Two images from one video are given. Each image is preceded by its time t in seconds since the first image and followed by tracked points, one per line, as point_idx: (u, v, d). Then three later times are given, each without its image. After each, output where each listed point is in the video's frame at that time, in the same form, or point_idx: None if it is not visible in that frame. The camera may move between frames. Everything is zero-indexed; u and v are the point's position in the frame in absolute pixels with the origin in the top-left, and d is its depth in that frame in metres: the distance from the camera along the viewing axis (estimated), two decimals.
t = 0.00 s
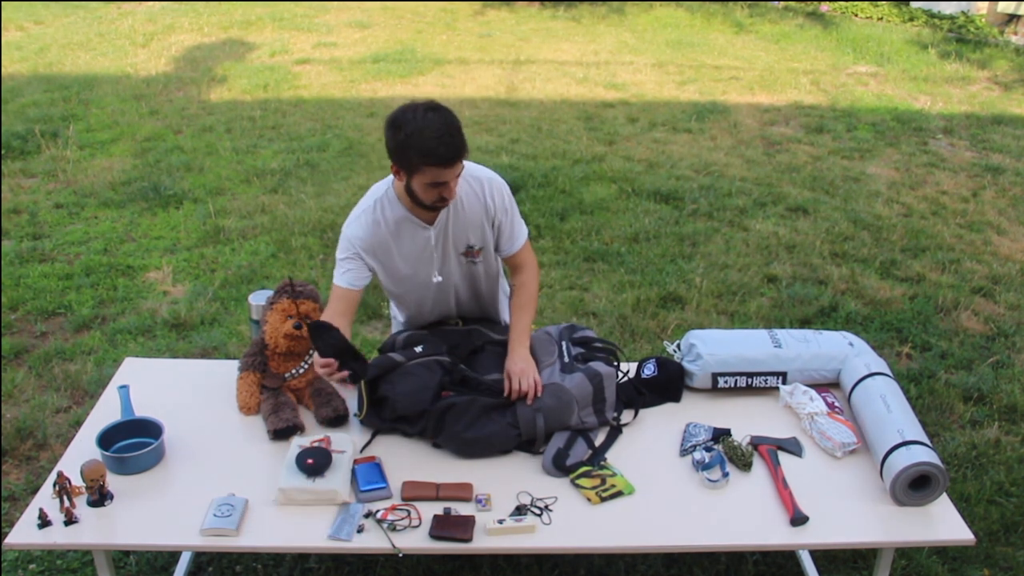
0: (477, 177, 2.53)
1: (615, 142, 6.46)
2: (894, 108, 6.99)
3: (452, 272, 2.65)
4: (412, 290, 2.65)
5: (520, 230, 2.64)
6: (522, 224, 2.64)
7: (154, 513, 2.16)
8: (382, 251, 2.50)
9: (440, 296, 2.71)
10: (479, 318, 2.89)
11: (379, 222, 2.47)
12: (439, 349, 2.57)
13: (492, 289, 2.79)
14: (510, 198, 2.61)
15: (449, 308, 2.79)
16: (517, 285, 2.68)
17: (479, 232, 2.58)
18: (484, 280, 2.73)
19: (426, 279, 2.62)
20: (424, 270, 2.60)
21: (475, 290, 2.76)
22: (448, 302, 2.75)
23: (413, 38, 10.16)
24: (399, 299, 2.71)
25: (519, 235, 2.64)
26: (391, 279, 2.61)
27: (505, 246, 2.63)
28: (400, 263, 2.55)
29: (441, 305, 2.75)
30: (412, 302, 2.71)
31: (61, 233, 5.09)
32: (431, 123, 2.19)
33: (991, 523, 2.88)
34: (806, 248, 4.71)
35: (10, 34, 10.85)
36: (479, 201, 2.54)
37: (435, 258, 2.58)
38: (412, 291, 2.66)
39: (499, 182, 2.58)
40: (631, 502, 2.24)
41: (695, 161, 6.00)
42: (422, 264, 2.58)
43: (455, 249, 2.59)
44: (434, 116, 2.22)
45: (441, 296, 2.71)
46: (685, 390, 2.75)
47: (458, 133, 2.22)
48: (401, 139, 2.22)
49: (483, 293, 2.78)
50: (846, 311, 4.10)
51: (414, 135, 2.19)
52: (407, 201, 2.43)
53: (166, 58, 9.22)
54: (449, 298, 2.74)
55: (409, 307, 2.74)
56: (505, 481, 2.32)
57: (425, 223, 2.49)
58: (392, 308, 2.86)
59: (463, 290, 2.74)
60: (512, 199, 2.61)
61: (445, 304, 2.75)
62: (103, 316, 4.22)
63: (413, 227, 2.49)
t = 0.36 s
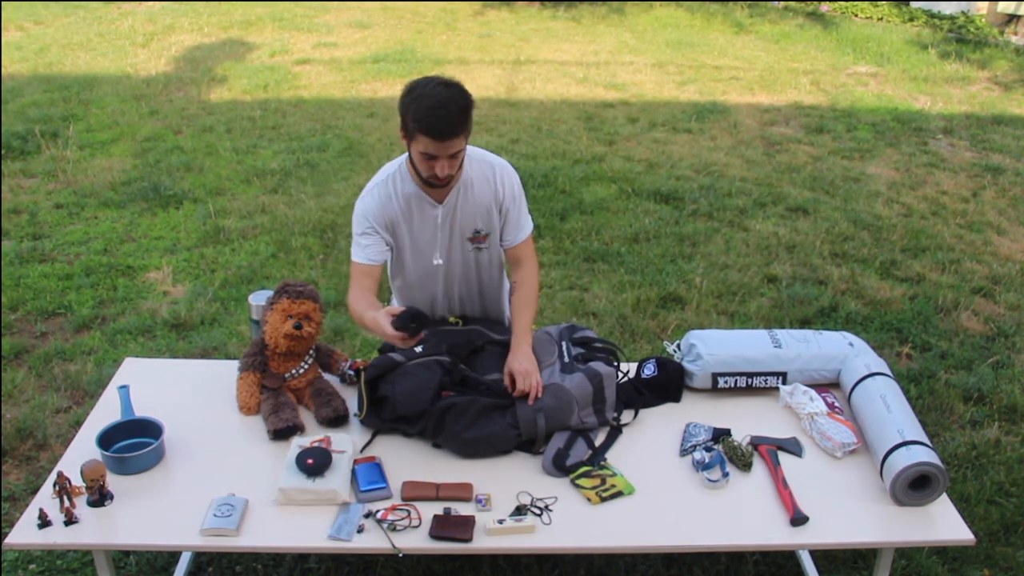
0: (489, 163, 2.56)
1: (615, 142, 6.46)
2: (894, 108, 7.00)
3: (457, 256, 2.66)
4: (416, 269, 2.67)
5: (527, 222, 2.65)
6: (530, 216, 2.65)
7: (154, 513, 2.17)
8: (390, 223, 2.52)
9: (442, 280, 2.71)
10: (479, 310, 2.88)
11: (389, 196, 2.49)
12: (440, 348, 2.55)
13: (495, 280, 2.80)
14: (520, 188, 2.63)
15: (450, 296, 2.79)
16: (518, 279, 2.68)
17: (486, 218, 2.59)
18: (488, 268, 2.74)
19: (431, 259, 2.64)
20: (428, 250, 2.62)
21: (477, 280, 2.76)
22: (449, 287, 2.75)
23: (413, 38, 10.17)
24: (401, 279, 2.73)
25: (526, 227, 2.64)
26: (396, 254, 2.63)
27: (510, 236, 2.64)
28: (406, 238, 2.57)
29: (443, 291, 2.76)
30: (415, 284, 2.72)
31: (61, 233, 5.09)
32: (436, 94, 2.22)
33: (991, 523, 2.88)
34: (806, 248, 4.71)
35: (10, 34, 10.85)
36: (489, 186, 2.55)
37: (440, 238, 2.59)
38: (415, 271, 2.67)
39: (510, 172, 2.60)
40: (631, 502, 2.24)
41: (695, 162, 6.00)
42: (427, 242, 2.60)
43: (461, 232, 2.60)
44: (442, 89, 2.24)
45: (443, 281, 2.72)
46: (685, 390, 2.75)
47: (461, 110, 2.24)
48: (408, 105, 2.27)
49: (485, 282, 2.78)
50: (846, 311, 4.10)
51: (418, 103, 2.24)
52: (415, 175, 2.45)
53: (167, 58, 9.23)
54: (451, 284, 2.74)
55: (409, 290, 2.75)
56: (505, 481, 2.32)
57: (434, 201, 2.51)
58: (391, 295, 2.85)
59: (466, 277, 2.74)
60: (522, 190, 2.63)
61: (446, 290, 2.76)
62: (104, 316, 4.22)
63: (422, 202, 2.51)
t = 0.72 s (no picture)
0: (496, 161, 2.57)
1: (615, 142, 6.46)
2: (894, 108, 7.00)
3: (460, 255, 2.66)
4: (419, 266, 2.66)
5: (530, 222, 2.67)
6: (534, 216, 2.67)
7: (154, 513, 2.16)
8: (395, 219, 2.52)
9: (444, 278, 2.70)
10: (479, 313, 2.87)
11: (395, 191, 2.50)
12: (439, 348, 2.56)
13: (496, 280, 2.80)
14: (525, 188, 2.64)
15: (452, 296, 2.78)
16: (522, 279, 2.70)
17: (491, 216, 2.60)
18: (490, 268, 2.74)
19: (435, 257, 2.63)
20: (433, 247, 2.61)
21: (478, 280, 2.76)
22: (451, 287, 2.74)
23: (413, 38, 10.17)
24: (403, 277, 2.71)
25: (529, 226, 2.66)
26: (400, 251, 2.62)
27: (514, 235, 2.65)
28: (411, 234, 2.57)
29: (445, 290, 2.75)
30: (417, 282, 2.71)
31: (61, 233, 5.09)
32: (440, 94, 2.22)
33: (991, 523, 2.88)
34: (805, 248, 4.71)
35: (10, 34, 10.86)
36: (495, 184, 2.57)
37: (445, 236, 2.59)
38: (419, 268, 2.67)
39: (517, 171, 2.62)
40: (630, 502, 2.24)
41: (695, 162, 6.00)
42: (432, 240, 2.60)
43: (465, 230, 2.60)
44: (447, 88, 2.24)
45: (446, 280, 2.71)
46: (685, 390, 2.75)
47: (465, 110, 2.24)
48: (413, 103, 2.28)
49: (487, 283, 2.78)
50: (846, 312, 4.10)
51: (422, 103, 2.24)
52: (420, 171, 2.46)
53: (167, 58, 9.23)
54: (452, 283, 2.73)
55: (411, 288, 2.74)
56: (506, 481, 2.32)
57: (440, 197, 2.52)
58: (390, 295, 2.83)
59: (468, 277, 2.74)
60: (527, 189, 2.65)
61: (448, 289, 2.75)
62: (103, 316, 4.22)
63: (427, 198, 2.52)
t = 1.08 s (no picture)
0: (494, 163, 2.56)
1: (615, 142, 6.46)
2: (895, 108, 7.00)
3: (462, 256, 2.65)
4: (420, 270, 2.65)
5: (530, 223, 2.67)
6: (533, 216, 2.67)
7: (154, 513, 2.17)
8: (397, 223, 2.50)
9: (445, 280, 2.70)
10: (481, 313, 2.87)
11: (394, 197, 2.48)
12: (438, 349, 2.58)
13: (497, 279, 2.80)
14: (524, 189, 2.64)
15: (452, 297, 2.77)
16: (523, 276, 2.72)
17: (491, 218, 2.59)
18: (489, 269, 2.74)
19: (436, 259, 2.63)
20: (434, 250, 2.60)
21: (480, 280, 2.76)
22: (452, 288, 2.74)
23: (413, 39, 10.18)
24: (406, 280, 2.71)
25: (529, 228, 2.66)
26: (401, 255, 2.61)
27: (515, 237, 2.65)
28: (412, 238, 2.56)
29: (446, 291, 2.75)
30: (418, 284, 2.70)
31: (61, 233, 5.09)
32: (431, 103, 2.20)
33: (991, 523, 2.88)
34: (805, 248, 4.71)
35: (10, 34, 10.87)
36: (494, 187, 2.56)
37: (446, 239, 2.59)
38: (420, 271, 2.66)
39: (515, 172, 2.61)
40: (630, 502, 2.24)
41: (695, 162, 6.00)
42: (433, 242, 2.58)
43: (467, 232, 2.60)
44: (437, 96, 2.23)
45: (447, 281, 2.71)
46: (685, 390, 2.75)
47: (457, 117, 2.22)
48: (403, 113, 2.26)
49: (489, 282, 2.77)
50: (846, 312, 4.10)
51: (413, 113, 2.22)
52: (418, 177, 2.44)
53: (167, 58, 9.24)
54: (453, 285, 2.73)
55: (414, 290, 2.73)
56: (505, 481, 2.32)
57: (440, 201, 2.51)
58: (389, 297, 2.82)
59: (468, 278, 2.73)
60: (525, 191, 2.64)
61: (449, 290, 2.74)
62: (104, 316, 4.22)
63: (427, 202, 2.50)
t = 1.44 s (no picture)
0: (488, 166, 2.56)
1: (615, 142, 6.46)
2: (894, 108, 7.00)
3: (460, 259, 2.65)
4: (419, 274, 2.64)
5: (529, 224, 2.68)
6: (532, 219, 2.68)
7: (154, 513, 2.17)
8: (394, 229, 2.48)
9: (444, 283, 2.69)
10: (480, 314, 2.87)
11: (390, 201, 2.46)
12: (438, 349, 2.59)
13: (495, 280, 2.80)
14: (520, 191, 2.65)
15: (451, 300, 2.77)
16: (522, 277, 2.72)
17: (487, 220, 2.59)
18: (487, 271, 2.74)
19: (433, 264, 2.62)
20: (432, 254, 2.59)
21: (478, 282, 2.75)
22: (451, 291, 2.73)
23: (413, 39, 10.18)
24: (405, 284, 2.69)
25: (528, 228, 2.67)
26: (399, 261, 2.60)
27: (513, 239, 2.66)
28: (411, 243, 2.54)
29: (445, 294, 2.74)
30: (417, 288, 2.69)
31: (61, 233, 5.09)
32: (421, 115, 2.19)
33: (991, 523, 2.88)
34: (805, 248, 4.71)
35: (10, 34, 10.87)
36: (490, 191, 2.56)
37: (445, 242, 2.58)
38: (418, 274, 2.64)
39: (511, 175, 2.61)
40: (630, 502, 2.24)
41: (695, 162, 6.01)
42: (431, 247, 2.58)
43: (464, 235, 2.60)
44: (427, 107, 2.21)
45: (446, 284, 2.70)
46: (686, 390, 2.75)
47: (449, 127, 2.21)
48: (393, 123, 2.25)
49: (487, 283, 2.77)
50: (846, 311, 4.10)
51: (403, 123, 2.21)
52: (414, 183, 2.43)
53: (167, 58, 9.24)
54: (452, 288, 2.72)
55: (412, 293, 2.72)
56: (505, 481, 2.32)
57: (436, 206, 2.49)
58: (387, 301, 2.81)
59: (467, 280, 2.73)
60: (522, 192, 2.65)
61: (448, 293, 2.74)
62: (103, 316, 4.22)
63: (423, 207, 2.49)
